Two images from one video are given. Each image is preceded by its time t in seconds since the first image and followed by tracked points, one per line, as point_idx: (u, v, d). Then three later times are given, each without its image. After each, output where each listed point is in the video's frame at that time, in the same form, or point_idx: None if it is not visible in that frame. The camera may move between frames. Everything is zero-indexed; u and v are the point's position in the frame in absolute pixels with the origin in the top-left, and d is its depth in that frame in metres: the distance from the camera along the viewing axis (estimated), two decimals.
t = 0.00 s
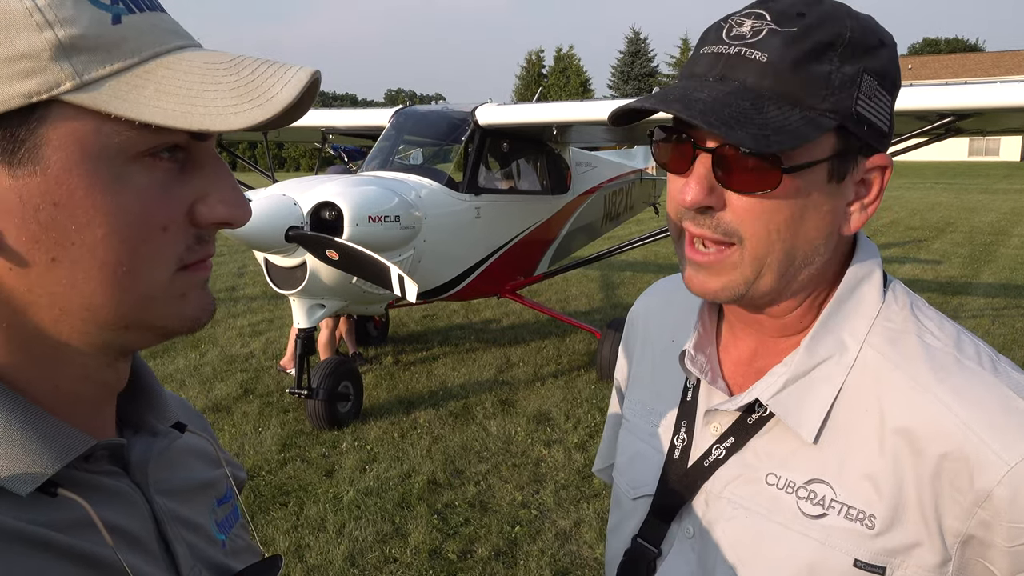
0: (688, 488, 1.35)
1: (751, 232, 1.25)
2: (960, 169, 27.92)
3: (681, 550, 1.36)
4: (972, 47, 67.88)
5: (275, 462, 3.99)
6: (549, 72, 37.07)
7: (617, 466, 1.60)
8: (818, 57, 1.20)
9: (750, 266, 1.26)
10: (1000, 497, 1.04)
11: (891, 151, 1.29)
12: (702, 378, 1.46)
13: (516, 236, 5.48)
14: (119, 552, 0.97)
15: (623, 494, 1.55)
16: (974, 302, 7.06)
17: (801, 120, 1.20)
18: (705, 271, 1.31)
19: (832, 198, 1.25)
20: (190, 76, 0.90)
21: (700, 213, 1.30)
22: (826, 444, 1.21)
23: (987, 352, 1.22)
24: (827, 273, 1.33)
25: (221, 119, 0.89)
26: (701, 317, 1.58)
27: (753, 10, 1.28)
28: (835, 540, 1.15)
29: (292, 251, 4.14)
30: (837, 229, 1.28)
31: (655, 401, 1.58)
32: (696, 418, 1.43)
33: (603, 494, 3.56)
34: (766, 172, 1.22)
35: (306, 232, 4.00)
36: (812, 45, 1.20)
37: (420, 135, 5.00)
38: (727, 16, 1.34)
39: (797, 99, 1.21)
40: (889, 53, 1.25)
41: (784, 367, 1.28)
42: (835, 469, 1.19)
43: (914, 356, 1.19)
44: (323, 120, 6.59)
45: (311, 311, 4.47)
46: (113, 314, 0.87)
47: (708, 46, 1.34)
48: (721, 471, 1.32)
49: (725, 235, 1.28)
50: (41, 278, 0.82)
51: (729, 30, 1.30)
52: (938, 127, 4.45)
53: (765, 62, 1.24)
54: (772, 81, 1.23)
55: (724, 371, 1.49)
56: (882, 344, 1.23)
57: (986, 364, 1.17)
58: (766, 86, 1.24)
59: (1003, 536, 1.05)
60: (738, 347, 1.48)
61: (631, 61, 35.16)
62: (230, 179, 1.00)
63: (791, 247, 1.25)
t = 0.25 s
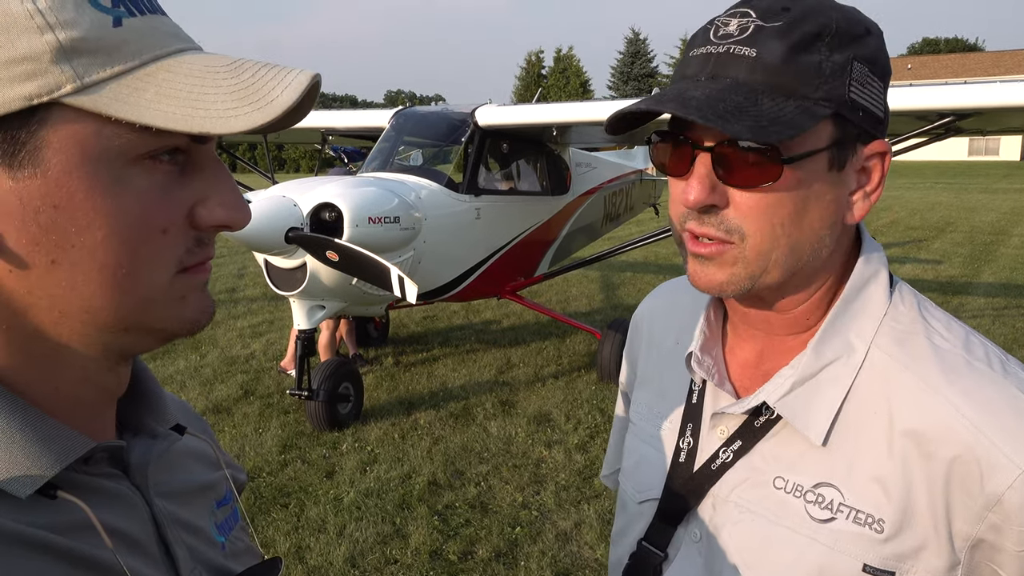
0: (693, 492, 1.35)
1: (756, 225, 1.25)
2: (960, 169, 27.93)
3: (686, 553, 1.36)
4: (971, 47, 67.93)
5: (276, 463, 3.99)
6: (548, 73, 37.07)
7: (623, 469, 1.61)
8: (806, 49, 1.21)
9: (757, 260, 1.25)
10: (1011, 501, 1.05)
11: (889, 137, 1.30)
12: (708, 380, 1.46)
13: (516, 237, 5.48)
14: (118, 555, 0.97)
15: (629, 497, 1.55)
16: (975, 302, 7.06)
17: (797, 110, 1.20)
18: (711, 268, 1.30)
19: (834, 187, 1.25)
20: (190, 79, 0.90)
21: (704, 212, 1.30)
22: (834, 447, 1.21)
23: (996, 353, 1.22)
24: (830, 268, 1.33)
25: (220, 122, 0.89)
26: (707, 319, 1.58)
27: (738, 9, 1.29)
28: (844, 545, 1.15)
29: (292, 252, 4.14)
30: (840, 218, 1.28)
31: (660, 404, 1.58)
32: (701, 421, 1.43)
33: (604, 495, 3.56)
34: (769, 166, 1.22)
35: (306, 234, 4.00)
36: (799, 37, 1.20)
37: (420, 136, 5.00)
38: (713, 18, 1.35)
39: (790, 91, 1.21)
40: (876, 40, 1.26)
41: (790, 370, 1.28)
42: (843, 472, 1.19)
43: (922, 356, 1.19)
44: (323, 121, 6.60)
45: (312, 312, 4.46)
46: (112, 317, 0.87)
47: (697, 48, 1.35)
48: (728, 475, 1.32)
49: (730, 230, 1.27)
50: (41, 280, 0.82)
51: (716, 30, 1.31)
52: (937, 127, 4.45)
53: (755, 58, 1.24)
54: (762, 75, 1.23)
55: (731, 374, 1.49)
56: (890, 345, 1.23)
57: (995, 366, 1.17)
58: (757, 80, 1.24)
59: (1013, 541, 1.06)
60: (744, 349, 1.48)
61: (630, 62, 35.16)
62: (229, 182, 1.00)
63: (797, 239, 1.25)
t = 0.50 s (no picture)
0: (695, 493, 1.35)
1: (761, 230, 1.24)
2: (961, 170, 27.90)
3: (688, 555, 1.36)
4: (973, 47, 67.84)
5: (276, 464, 3.99)
6: (549, 74, 37.07)
7: (624, 471, 1.61)
8: (809, 51, 1.20)
9: (763, 266, 1.24)
10: (1012, 503, 1.04)
11: (889, 138, 1.30)
12: (710, 382, 1.46)
13: (517, 238, 5.48)
14: (117, 557, 0.96)
15: (630, 499, 1.55)
16: (976, 302, 7.05)
17: (801, 113, 1.20)
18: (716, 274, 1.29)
19: (836, 190, 1.25)
20: (186, 80, 0.90)
21: (708, 218, 1.30)
22: (837, 449, 1.20)
23: (998, 354, 1.22)
24: (834, 271, 1.32)
25: (214, 124, 0.89)
26: (708, 321, 1.58)
27: (739, 12, 1.28)
28: (846, 547, 1.15)
29: (293, 253, 4.14)
30: (843, 221, 1.28)
31: (662, 406, 1.58)
32: (703, 423, 1.43)
33: (604, 496, 3.56)
34: (771, 168, 1.22)
35: (307, 235, 4.00)
36: (802, 40, 1.20)
37: (420, 137, 5.00)
38: (714, 20, 1.34)
39: (794, 94, 1.21)
40: (876, 41, 1.25)
41: (793, 373, 1.29)
42: (845, 474, 1.18)
43: (924, 357, 1.18)
44: (324, 122, 6.60)
45: (312, 313, 4.46)
46: (109, 319, 0.87)
47: (699, 50, 1.34)
48: (730, 476, 1.32)
49: (735, 236, 1.27)
50: (38, 282, 0.82)
51: (718, 33, 1.30)
52: (938, 127, 4.44)
53: (757, 61, 1.24)
54: (766, 79, 1.23)
55: (732, 376, 1.49)
56: (892, 346, 1.22)
57: (997, 367, 1.17)
58: (761, 84, 1.23)
59: (1014, 542, 1.05)
60: (745, 351, 1.48)
61: (631, 62, 35.16)
62: (226, 184, 1.01)
63: (801, 243, 1.24)
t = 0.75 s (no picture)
0: (695, 493, 1.35)
1: (760, 231, 1.24)
2: (962, 171, 27.88)
3: (688, 555, 1.36)
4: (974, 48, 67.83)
5: (277, 465, 3.99)
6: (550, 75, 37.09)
7: (625, 472, 1.60)
8: (806, 53, 1.20)
9: (761, 266, 1.24)
10: (1010, 503, 1.03)
11: (887, 140, 1.29)
12: (710, 383, 1.46)
13: (518, 239, 5.48)
14: (116, 558, 0.96)
15: (630, 500, 1.55)
16: (977, 303, 7.04)
17: (799, 114, 1.20)
18: (715, 275, 1.29)
19: (835, 190, 1.25)
20: (185, 81, 0.90)
21: (707, 218, 1.30)
22: (836, 450, 1.20)
23: (997, 355, 1.21)
24: (832, 272, 1.32)
25: (214, 125, 0.89)
26: (708, 322, 1.58)
27: (737, 15, 1.28)
28: (845, 547, 1.15)
29: (294, 254, 4.15)
30: (841, 223, 1.28)
31: (663, 407, 1.58)
32: (703, 424, 1.43)
33: (605, 496, 3.55)
34: (769, 169, 1.22)
35: (308, 235, 4.01)
36: (800, 42, 1.20)
37: (421, 137, 5.01)
38: (712, 23, 1.34)
39: (792, 95, 1.21)
40: (873, 44, 1.25)
41: (793, 373, 1.28)
42: (844, 475, 1.18)
43: (923, 358, 1.18)
44: (325, 123, 6.60)
45: (313, 314, 4.46)
46: (108, 321, 0.87)
47: (697, 53, 1.35)
48: (730, 477, 1.31)
49: (733, 236, 1.27)
50: (36, 284, 0.82)
51: (715, 35, 1.31)
52: (939, 128, 4.44)
53: (755, 62, 1.24)
54: (763, 81, 1.23)
55: (733, 377, 1.49)
56: (891, 348, 1.22)
57: (996, 368, 1.16)
58: (759, 86, 1.23)
59: (1012, 543, 1.05)
60: (745, 353, 1.47)
61: (632, 63, 35.16)
62: (225, 186, 1.00)
63: (799, 244, 1.24)
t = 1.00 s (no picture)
0: (693, 494, 1.35)
1: (752, 231, 1.24)
2: (964, 172, 27.86)
3: (686, 556, 1.36)
4: (975, 49, 67.80)
5: (277, 465, 3.99)
6: (551, 75, 37.09)
7: (624, 473, 1.60)
8: (800, 54, 1.20)
9: (755, 266, 1.24)
10: (1004, 503, 1.03)
11: (883, 141, 1.30)
12: (707, 385, 1.46)
13: (518, 239, 5.48)
14: (117, 557, 0.96)
15: (629, 501, 1.55)
16: (978, 304, 7.04)
17: (792, 114, 1.20)
18: (709, 275, 1.29)
19: (829, 191, 1.25)
20: (186, 80, 0.90)
21: (701, 218, 1.30)
22: (832, 450, 1.20)
23: (992, 356, 1.21)
24: (827, 272, 1.32)
25: (216, 126, 0.90)
26: (705, 323, 1.58)
27: (730, 17, 1.29)
28: (840, 547, 1.15)
29: (294, 254, 4.15)
30: (835, 222, 1.28)
31: (661, 409, 1.58)
32: (701, 425, 1.43)
33: (605, 497, 3.55)
34: (763, 169, 1.22)
35: (308, 235, 4.01)
36: (794, 43, 1.20)
37: (422, 138, 5.01)
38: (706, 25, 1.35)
39: (784, 96, 1.21)
40: (866, 45, 1.25)
41: (788, 373, 1.28)
42: (840, 474, 1.18)
43: (918, 359, 1.18)
44: (326, 123, 6.61)
45: (314, 313, 4.46)
46: (109, 320, 0.87)
47: (691, 55, 1.35)
48: (727, 478, 1.31)
49: (726, 237, 1.27)
50: (37, 285, 0.82)
51: (709, 37, 1.31)
52: (940, 129, 4.44)
53: (749, 63, 1.24)
54: (757, 81, 1.23)
55: (729, 378, 1.49)
56: (886, 348, 1.22)
57: (991, 368, 1.16)
58: (752, 86, 1.24)
59: (1006, 542, 1.04)
60: (742, 354, 1.47)
61: (633, 63, 35.16)
62: (225, 185, 1.01)
63: (793, 244, 1.24)
